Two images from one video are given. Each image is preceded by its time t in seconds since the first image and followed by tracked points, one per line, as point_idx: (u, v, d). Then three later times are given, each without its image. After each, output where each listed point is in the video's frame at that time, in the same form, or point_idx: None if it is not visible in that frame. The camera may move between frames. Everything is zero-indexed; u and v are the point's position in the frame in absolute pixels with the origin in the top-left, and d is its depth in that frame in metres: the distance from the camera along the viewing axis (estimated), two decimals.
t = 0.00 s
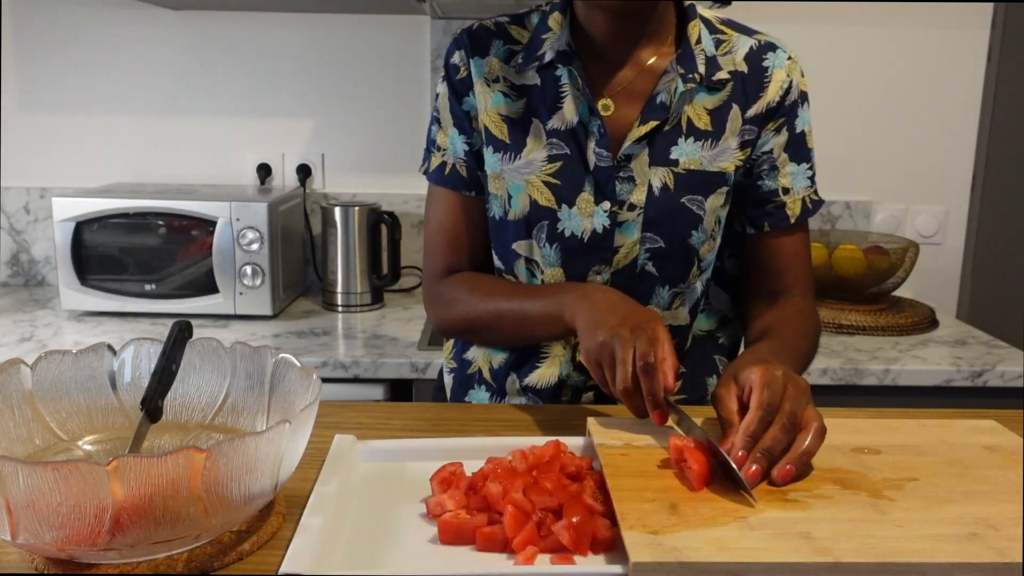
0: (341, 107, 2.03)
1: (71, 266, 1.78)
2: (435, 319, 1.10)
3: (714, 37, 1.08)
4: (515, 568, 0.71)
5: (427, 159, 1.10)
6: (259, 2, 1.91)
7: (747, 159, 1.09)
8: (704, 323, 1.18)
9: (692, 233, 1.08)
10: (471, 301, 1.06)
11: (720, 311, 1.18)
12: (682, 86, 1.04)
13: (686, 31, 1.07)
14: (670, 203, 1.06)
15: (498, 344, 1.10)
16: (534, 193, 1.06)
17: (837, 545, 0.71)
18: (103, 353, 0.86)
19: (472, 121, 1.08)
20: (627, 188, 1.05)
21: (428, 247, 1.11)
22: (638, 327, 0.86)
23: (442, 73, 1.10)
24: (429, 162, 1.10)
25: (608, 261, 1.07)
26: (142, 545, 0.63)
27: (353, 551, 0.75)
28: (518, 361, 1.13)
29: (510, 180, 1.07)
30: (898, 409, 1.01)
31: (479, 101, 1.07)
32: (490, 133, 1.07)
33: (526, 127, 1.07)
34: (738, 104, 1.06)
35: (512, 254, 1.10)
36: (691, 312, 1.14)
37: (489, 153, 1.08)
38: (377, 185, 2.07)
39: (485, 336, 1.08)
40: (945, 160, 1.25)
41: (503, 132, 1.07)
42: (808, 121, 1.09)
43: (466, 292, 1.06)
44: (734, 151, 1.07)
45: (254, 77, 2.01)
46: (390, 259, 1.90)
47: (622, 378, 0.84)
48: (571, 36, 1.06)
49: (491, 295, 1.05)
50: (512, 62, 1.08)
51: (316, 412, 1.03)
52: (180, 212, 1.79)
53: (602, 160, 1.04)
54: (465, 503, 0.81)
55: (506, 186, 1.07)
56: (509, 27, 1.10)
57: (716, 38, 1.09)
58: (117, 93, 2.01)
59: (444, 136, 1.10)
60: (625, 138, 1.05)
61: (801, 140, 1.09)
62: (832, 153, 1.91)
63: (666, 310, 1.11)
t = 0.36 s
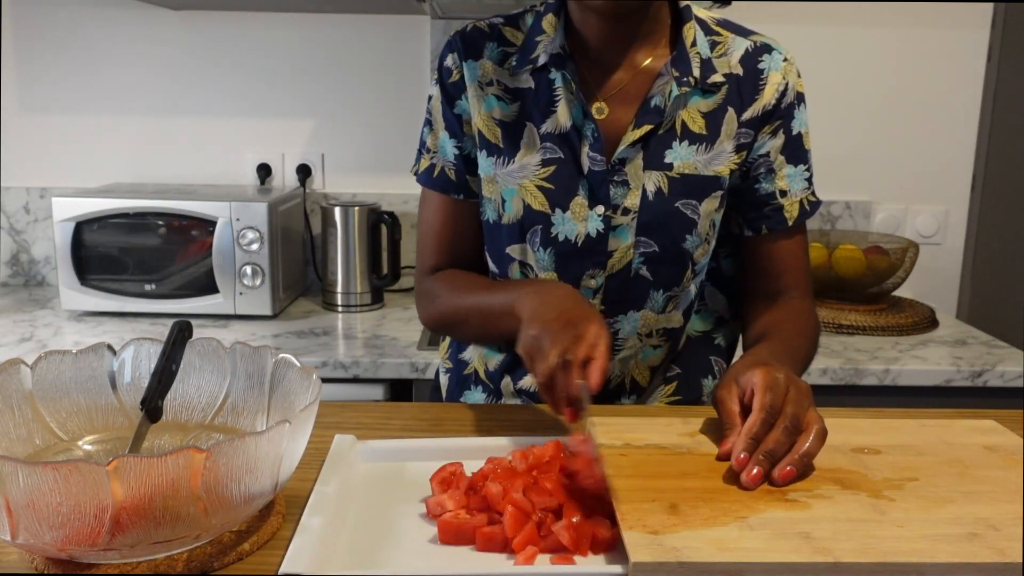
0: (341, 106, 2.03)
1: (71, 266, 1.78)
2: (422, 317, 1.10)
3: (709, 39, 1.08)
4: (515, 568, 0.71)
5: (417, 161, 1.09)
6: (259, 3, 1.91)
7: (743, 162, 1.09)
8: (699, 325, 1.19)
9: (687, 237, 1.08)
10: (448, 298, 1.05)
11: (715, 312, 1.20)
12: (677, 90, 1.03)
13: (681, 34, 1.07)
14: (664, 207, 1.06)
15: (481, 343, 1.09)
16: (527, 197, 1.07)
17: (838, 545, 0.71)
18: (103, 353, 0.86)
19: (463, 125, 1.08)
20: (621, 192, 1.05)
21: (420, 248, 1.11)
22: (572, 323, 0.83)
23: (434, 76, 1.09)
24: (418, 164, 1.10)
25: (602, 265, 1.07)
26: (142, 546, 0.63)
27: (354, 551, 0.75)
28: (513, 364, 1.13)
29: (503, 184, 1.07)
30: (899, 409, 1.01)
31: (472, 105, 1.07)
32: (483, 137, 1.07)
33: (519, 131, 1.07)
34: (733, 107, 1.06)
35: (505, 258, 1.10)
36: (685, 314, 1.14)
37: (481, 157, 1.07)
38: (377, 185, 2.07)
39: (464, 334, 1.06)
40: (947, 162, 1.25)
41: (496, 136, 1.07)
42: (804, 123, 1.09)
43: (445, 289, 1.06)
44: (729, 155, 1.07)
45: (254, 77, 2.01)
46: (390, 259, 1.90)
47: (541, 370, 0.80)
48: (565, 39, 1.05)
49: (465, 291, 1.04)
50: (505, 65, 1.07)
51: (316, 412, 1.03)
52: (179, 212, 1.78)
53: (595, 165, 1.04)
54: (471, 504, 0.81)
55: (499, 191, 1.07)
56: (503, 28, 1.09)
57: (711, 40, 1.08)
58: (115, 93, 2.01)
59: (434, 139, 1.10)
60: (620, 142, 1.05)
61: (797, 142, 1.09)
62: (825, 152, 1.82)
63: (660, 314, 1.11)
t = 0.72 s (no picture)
0: (341, 106, 2.03)
1: (71, 266, 1.78)
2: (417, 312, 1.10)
3: (705, 40, 1.07)
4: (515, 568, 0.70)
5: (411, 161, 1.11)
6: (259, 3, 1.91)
7: (740, 162, 1.09)
8: (696, 325, 1.19)
9: (683, 238, 1.08)
10: (435, 296, 1.05)
11: (713, 313, 1.20)
12: (672, 92, 1.03)
13: (677, 36, 1.06)
14: (660, 209, 1.06)
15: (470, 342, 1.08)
16: (524, 199, 1.07)
17: (838, 545, 0.71)
18: (103, 353, 0.86)
19: (457, 127, 1.09)
20: (617, 194, 1.05)
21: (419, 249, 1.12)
22: (539, 323, 0.84)
23: (431, 78, 1.09)
24: (413, 164, 1.11)
25: (599, 267, 1.07)
26: (142, 545, 0.63)
27: (353, 551, 0.75)
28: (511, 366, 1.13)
29: (500, 186, 1.07)
30: (898, 409, 1.01)
31: (468, 108, 1.07)
32: (480, 139, 1.07)
33: (516, 133, 1.07)
34: (729, 108, 1.06)
35: (502, 260, 1.10)
36: (682, 315, 1.14)
37: (479, 159, 1.08)
38: (377, 185, 2.07)
39: (451, 332, 1.05)
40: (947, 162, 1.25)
41: (493, 138, 1.07)
42: (801, 124, 1.09)
43: (433, 288, 1.06)
44: (725, 155, 1.07)
45: (255, 77, 2.01)
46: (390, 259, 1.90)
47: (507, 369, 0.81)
48: (561, 40, 1.05)
49: (450, 288, 1.04)
50: (502, 66, 1.07)
51: (316, 412, 1.03)
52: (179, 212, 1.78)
53: (591, 166, 1.04)
54: (444, 508, 0.80)
55: (496, 193, 1.08)
56: (499, 30, 1.09)
57: (707, 41, 1.08)
58: (116, 93, 2.01)
59: (430, 140, 1.11)
60: (616, 144, 1.05)
61: (794, 143, 1.08)
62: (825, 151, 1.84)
63: (657, 315, 1.11)
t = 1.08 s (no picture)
0: (341, 107, 2.03)
1: (71, 266, 1.78)
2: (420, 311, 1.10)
3: (707, 41, 1.07)
4: (516, 568, 0.70)
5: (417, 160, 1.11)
6: (259, 3, 1.91)
7: (741, 162, 1.09)
8: (701, 325, 1.19)
9: (685, 237, 1.08)
10: (431, 291, 1.05)
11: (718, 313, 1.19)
12: (674, 92, 1.03)
13: (680, 37, 1.06)
14: (662, 208, 1.06)
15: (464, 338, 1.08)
16: (529, 197, 1.07)
17: (838, 545, 0.71)
18: (103, 353, 0.86)
19: (463, 128, 1.09)
20: (620, 194, 1.05)
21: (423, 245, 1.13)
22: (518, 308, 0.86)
23: (437, 79, 1.10)
24: (419, 164, 1.12)
25: (602, 265, 1.07)
26: (142, 546, 0.63)
27: (353, 552, 0.75)
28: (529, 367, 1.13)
29: (505, 185, 1.08)
30: (898, 410, 1.01)
31: (472, 109, 1.07)
32: (485, 139, 1.08)
33: (521, 133, 1.07)
34: (731, 109, 1.06)
35: (507, 258, 1.11)
36: (687, 313, 1.14)
37: (484, 159, 1.08)
38: (377, 185, 2.07)
39: (446, 328, 1.05)
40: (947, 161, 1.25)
41: (498, 138, 1.07)
42: (803, 124, 1.09)
43: (430, 283, 1.07)
44: (728, 156, 1.07)
45: (255, 77, 2.01)
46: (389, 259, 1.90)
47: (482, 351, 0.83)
48: (565, 42, 1.05)
49: (446, 283, 1.04)
50: (507, 68, 1.07)
51: (316, 412, 1.03)
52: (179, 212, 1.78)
53: (594, 166, 1.04)
54: (419, 513, 0.79)
55: (501, 191, 1.08)
56: (505, 31, 1.09)
57: (710, 42, 1.08)
58: (115, 93, 2.00)
59: (435, 139, 1.11)
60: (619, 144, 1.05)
61: (796, 143, 1.08)
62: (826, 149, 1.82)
63: (660, 313, 1.11)
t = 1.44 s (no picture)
0: (341, 107, 2.03)
1: (71, 266, 1.78)
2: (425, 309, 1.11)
3: (712, 43, 1.07)
4: (517, 568, 0.70)
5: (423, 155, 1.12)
6: (259, 3, 1.91)
7: (744, 162, 1.09)
8: (705, 325, 1.19)
9: (687, 233, 1.08)
10: (433, 291, 1.06)
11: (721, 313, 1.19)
12: (679, 91, 1.03)
13: (685, 37, 1.06)
14: (665, 204, 1.06)
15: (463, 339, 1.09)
16: (533, 191, 1.07)
17: (838, 545, 0.71)
18: (103, 354, 0.86)
19: (470, 124, 1.10)
20: (623, 189, 1.06)
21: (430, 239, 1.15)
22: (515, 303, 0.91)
23: (446, 76, 1.11)
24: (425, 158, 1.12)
25: (604, 259, 1.07)
26: (142, 546, 0.63)
27: (353, 553, 0.75)
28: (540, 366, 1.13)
29: (511, 178, 1.08)
30: (898, 410, 1.01)
31: (480, 104, 1.08)
32: (492, 134, 1.08)
33: (527, 128, 1.07)
34: (734, 109, 1.06)
35: (510, 252, 1.11)
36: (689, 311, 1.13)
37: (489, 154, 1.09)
38: (377, 185, 2.07)
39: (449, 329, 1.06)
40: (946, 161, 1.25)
41: (504, 133, 1.08)
42: (804, 125, 1.09)
43: (432, 283, 1.07)
44: (730, 155, 1.07)
45: (255, 77, 2.01)
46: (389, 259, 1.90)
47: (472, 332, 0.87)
48: (573, 41, 1.06)
49: (449, 286, 1.04)
50: (515, 65, 1.08)
51: (316, 413, 1.03)
52: (179, 212, 1.78)
53: (598, 161, 1.05)
54: (419, 513, 0.79)
55: (506, 184, 1.08)
56: (514, 31, 1.10)
57: (715, 44, 1.08)
58: (114, 93, 2.00)
59: (441, 135, 1.12)
60: (623, 139, 1.05)
61: (797, 144, 1.08)
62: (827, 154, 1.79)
63: (661, 309, 1.11)
